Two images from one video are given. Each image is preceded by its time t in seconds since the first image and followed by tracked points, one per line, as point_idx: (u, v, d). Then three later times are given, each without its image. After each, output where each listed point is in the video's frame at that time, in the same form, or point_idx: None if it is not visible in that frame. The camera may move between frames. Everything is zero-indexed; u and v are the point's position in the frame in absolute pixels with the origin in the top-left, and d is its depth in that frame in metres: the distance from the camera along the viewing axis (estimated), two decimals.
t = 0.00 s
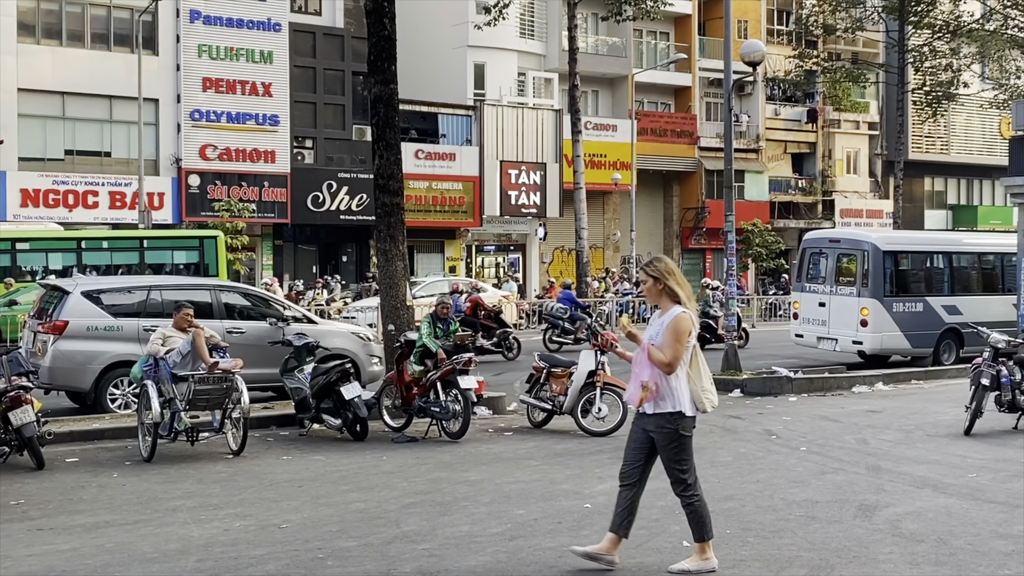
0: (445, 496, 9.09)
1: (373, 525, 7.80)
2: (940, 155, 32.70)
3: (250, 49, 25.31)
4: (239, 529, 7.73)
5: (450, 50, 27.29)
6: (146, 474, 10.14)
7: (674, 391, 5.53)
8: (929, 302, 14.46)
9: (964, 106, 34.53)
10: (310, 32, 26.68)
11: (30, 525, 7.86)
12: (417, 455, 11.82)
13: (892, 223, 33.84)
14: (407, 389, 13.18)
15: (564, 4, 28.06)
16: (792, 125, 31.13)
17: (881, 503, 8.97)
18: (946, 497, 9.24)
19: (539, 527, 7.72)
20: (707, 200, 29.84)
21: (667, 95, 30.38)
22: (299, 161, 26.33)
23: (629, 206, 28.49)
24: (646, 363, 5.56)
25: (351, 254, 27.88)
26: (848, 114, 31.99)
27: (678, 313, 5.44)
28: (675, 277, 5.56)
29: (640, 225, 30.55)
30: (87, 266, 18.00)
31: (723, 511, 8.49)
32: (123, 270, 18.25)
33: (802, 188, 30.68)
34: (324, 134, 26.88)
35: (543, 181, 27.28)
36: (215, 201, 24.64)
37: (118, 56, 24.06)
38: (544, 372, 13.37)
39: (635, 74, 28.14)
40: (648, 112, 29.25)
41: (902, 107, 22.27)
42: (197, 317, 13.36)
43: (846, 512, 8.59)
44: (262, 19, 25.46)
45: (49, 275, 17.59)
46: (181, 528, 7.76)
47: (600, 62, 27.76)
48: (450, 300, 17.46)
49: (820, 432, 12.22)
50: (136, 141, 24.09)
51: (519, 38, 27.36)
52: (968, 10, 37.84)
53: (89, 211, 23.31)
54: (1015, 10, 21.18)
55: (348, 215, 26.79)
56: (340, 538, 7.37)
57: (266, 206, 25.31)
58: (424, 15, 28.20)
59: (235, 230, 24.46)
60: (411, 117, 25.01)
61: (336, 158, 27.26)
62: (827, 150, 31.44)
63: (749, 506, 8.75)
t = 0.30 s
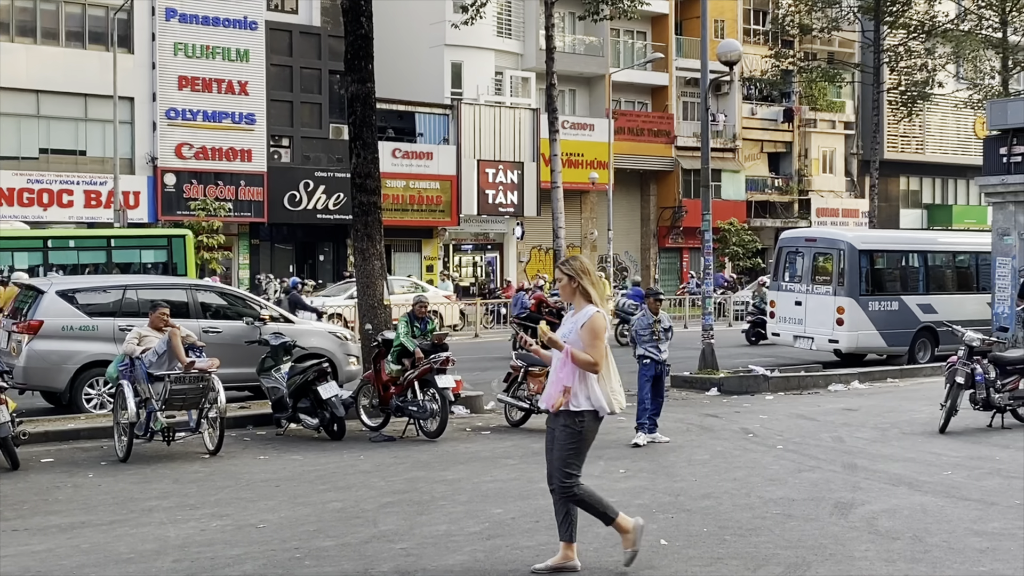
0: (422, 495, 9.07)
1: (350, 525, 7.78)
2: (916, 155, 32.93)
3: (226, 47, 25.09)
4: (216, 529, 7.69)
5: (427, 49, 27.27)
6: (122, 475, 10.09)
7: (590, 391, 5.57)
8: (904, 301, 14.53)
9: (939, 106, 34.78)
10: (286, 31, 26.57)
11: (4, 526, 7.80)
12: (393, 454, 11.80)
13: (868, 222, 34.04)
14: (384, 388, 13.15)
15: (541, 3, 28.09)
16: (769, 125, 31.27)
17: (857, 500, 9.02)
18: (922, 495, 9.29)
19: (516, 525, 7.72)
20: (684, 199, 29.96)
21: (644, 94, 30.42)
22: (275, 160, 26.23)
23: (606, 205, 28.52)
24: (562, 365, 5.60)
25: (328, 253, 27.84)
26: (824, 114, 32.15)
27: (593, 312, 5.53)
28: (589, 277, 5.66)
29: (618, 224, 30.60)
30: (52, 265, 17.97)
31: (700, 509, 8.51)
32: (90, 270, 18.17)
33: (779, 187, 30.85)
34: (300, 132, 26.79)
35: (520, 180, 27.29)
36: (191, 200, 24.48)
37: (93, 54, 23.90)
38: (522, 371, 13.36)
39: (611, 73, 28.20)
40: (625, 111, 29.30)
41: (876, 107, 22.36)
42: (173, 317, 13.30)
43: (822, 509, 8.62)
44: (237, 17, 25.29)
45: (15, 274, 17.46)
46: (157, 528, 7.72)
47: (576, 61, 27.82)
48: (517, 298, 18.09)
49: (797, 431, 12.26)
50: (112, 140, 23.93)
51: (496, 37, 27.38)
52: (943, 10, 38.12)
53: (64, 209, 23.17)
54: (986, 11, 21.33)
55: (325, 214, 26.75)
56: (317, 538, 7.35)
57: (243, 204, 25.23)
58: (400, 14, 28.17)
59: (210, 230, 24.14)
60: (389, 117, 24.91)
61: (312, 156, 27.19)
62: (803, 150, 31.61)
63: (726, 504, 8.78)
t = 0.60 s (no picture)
0: (403, 494, 9.06)
1: (331, 524, 7.76)
2: (893, 154, 33.17)
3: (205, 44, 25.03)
4: (196, 528, 7.67)
5: (407, 47, 27.26)
6: (101, 474, 10.04)
7: (512, 393, 5.66)
8: (882, 299, 14.59)
9: (916, 105, 34.99)
10: (266, 28, 26.49)
11: None
12: (374, 453, 11.78)
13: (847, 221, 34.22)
14: (364, 387, 13.15)
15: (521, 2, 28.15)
16: (748, 123, 31.40)
17: (836, 498, 9.05)
18: (900, 492, 9.34)
19: (497, 524, 7.72)
20: (664, 197, 30.06)
21: (624, 93, 30.51)
22: (254, 157, 26.14)
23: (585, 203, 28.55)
24: (485, 370, 5.65)
25: (308, 251, 27.76)
26: (804, 113, 32.27)
27: (511, 314, 5.57)
28: (507, 276, 5.66)
29: (597, 222, 30.65)
30: (21, 262, 17.63)
31: (679, 507, 8.54)
32: (60, 268, 17.94)
33: (758, 186, 30.98)
34: (280, 131, 26.71)
35: (501, 178, 27.26)
36: (170, 198, 24.37)
37: (72, 51, 23.74)
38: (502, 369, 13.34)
39: (592, 71, 28.23)
40: (605, 109, 29.35)
41: (854, 105, 22.44)
42: (151, 315, 13.24)
43: (801, 507, 8.65)
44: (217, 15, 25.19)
45: None
46: (136, 528, 7.69)
47: (557, 59, 27.84)
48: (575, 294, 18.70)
49: (776, 428, 12.31)
50: (90, 137, 23.79)
51: (476, 35, 27.44)
52: (921, 10, 38.35)
53: (42, 207, 23.04)
54: (962, 10, 21.45)
55: (304, 212, 26.70)
56: (297, 537, 7.33)
57: (222, 202, 25.18)
58: (380, 12, 28.18)
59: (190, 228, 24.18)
60: (369, 114, 24.79)
61: (292, 155, 27.12)
62: (783, 148, 31.77)
63: (705, 501, 8.80)
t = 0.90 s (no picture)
0: (384, 492, 9.06)
1: (312, 522, 7.76)
2: (874, 151, 33.31)
3: (185, 42, 24.93)
4: (175, 527, 7.65)
5: (388, 45, 27.21)
6: (80, 473, 10.00)
7: (422, 390, 5.60)
8: (862, 296, 14.65)
9: (897, 102, 35.12)
10: (246, 25, 26.36)
11: None
12: (354, 451, 11.77)
13: (827, 218, 34.34)
14: (345, 385, 13.11)
15: None
16: (729, 121, 31.45)
17: (815, 494, 9.10)
18: (878, 488, 9.39)
19: (478, 521, 7.74)
20: (645, 195, 30.11)
21: (605, 90, 30.51)
22: (235, 155, 26.02)
23: (567, 201, 28.53)
24: (394, 366, 5.60)
25: (289, 249, 27.67)
26: (784, 111, 32.34)
27: (423, 310, 5.54)
28: (424, 274, 5.66)
29: (579, 219, 30.65)
30: None
31: (660, 504, 8.55)
32: (32, 266, 17.82)
33: (739, 183, 31.03)
34: (260, 128, 26.61)
35: (482, 176, 27.18)
36: (149, 196, 24.19)
37: (50, 48, 23.55)
38: (484, 367, 13.35)
39: (573, 69, 28.22)
40: (586, 107, 29.35)
41: (834, 102, 22.48)
42: (131, 313, 13.19)
43: (781, 503, 8.70)
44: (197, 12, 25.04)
45: None
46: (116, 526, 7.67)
47: (538, 57, 27.82)
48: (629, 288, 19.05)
49: (757, 425, 12.34)
50: (69, 135, 23.60)
51: (457, 33, 27.42)
52: (901, 7, 38.54)
53: (20, 206, 22.86)
54: (940, 7, 21.54)
55: (285, 210, 26.61)
56: (278, 535, 7.32)
57: (202, 200, 25.05)
58: (361, 9, 28.12)
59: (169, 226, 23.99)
60: (349, 112, 24.64)
61: (272, 152, 27.03)
62: (763, 146, 31.83)
63: (685, 498, 8.82)
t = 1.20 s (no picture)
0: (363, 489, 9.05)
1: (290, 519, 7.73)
2: (852, 147, 33.50)
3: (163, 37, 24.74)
4: (154, 525, 7.60)
5: (368, 41, 27.17)
6: (59, 471, 9.94)
7: (334, 392, 5.53)
8: (841, 292, 14.69)
9: (875, 99, 35.31)
10: (225, 21, 26.22)
11: None
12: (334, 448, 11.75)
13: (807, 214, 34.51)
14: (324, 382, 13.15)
15: None
16: (709, 118, 31.53)
17: (794, 489, 9.14)
18: (856, 482, 9.44)
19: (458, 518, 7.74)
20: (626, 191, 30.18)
21: (586, 87, 30.54)
22: (214, 151, 25.91)
23: (548, 197, 28.54)
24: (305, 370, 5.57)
25: (269, 246, 27.61)
26: (764, 107, 32.41)
27: (334, 311, 5.52)
28: (338, 277, 5.67)
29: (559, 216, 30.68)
30: None
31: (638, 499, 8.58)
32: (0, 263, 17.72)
33: (719, 180, 31.13)
34: (240, 124, 26.50)
35: (463, 172, 27.11)
36: (128, 192, 24.04)
37: (27, 44, 23.35)
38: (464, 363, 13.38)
39: (553, 66, 28.20)
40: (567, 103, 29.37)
41: (813, 99, 22.55)
42: (109, 311, 13.15)
43: (759, 498, 8.72)
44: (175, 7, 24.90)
45: None
46: (94, 525, 7.62)
47: (518, 54, 27.81)
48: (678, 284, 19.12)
49: (736, 421, 12.37)
50: (47, 131, 23.41)
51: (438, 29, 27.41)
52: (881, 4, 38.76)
53: None
54: (918, 5, 21.62)
55: (265, 206, 26.53)
56: (256, 533, 7.29)
57: (180, 197, 24.91)
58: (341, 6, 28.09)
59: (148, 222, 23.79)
60: (329, 108, 24.56)
61: (252, 148, 26.94)
62: (743, 142, 31.93)
63: (664, 495, 8.84)
